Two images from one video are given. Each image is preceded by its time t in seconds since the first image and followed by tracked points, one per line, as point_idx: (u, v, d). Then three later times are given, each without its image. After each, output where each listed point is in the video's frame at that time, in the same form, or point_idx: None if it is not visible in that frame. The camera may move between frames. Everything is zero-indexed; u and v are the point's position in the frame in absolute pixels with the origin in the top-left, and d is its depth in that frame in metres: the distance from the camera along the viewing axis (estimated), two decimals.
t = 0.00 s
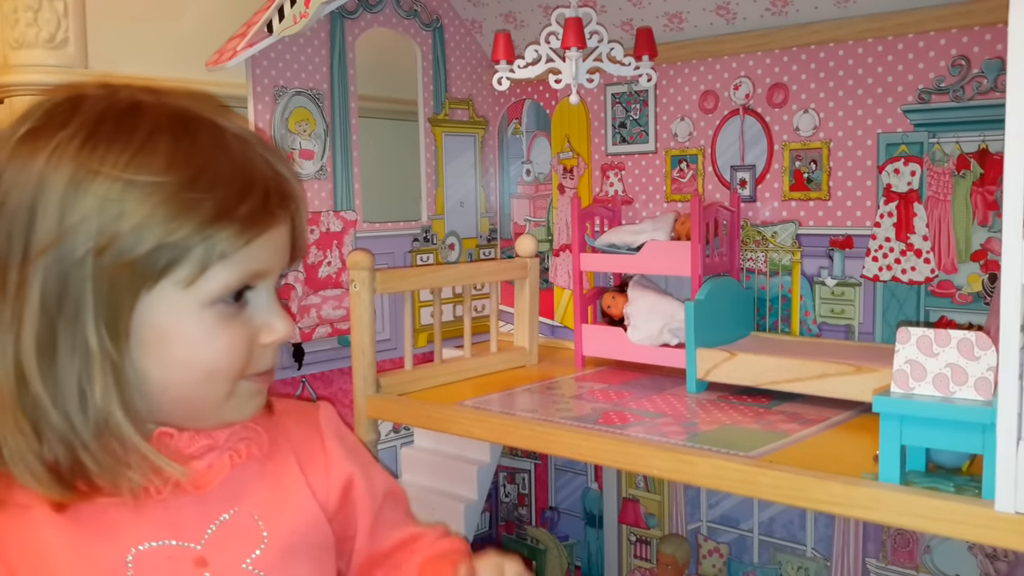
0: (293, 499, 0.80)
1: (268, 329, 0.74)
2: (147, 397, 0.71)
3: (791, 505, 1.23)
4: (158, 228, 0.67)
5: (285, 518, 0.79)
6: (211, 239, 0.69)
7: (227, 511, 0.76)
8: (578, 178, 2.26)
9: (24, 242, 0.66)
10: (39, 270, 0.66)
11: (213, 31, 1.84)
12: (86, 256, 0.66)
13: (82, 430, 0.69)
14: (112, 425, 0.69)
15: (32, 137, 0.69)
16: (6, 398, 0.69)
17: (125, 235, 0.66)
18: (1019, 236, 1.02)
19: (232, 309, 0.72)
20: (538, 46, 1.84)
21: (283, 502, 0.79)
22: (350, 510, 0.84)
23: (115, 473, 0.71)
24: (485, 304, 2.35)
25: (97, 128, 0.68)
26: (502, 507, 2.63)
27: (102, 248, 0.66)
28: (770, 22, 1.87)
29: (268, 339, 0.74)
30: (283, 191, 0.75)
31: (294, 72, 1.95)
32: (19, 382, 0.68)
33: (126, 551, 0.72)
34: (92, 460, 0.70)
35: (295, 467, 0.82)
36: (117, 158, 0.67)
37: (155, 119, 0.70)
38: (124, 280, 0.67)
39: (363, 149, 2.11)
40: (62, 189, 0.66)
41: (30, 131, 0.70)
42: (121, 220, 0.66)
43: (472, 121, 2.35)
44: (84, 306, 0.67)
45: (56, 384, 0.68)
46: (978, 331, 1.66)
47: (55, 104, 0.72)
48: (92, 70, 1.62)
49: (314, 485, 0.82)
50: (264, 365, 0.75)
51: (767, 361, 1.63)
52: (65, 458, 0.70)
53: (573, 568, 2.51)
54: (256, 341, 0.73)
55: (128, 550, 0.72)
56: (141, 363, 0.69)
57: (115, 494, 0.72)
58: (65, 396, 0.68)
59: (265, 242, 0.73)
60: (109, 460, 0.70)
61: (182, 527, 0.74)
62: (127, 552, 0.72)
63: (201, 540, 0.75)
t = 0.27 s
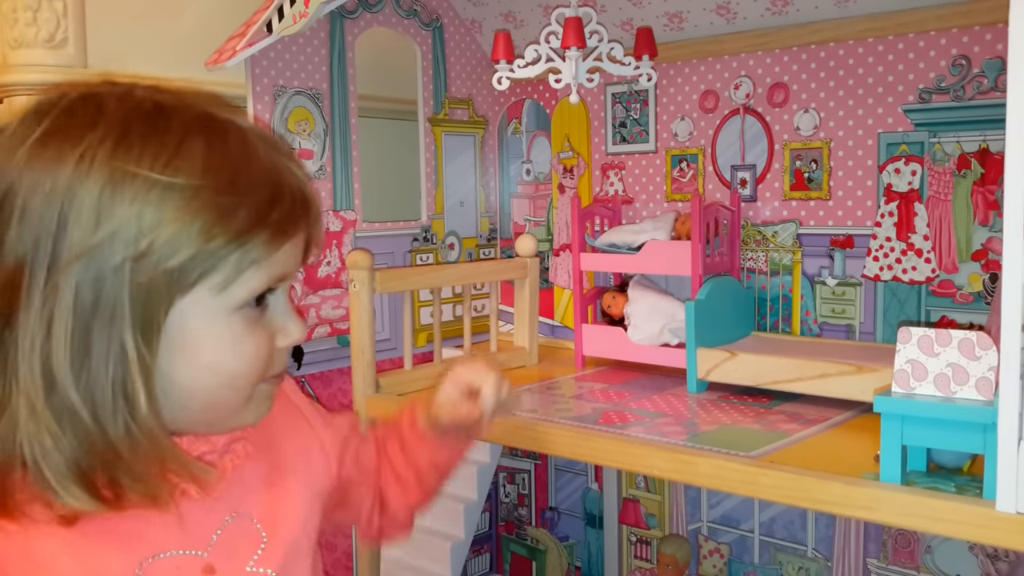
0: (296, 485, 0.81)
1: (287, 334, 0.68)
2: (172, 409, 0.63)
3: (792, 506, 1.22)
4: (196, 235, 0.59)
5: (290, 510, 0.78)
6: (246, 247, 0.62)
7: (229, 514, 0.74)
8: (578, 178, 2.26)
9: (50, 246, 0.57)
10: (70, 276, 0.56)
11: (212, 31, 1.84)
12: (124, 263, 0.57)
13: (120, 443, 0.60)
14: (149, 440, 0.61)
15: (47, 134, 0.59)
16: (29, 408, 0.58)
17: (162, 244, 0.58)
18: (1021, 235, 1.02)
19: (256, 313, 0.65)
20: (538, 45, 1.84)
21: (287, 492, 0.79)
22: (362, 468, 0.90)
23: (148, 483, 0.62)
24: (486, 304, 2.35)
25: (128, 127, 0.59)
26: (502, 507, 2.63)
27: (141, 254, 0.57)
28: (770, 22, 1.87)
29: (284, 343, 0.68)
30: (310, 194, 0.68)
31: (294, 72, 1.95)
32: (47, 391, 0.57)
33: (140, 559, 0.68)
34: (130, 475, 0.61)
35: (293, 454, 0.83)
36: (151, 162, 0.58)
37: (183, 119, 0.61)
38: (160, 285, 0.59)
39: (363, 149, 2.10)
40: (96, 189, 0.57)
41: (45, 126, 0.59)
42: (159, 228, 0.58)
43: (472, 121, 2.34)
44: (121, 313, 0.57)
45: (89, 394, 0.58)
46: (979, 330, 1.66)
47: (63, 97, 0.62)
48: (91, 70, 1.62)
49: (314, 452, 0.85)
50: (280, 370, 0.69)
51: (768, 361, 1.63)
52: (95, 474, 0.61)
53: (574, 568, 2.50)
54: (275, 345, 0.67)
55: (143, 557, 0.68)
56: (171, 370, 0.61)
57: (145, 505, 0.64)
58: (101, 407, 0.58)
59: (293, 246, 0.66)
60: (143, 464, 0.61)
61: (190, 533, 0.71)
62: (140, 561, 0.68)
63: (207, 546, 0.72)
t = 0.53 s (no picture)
0: (290, 482, 0.73)
1: (279, 326, 0.63)
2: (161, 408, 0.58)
3: (792, 506, 1.22)
4: (176, 219, 0.55)
5: (284, 512, 0.71)
6: (229, 231, 0.57)
7: (218, 522, 0.67)
8: (578, 177, 2.25)
9: (24, 237, 0.53)
10: (48, 267, 0.52)
11: (211, 29, 1.83)
12: (104, 251, 0.53)
13: (103, 439, 0.55)
14: (134, 437, 0.56)
15: (22, 125, 0.55)
16: (9, 405, 0.54)
17: (140, 230, 0.54)
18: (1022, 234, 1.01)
19: (246, 304, 0.61)
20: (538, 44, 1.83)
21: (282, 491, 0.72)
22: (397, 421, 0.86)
23: (137, 483, 0.58)
24: (485, 303, 2.35)
25: (104, 111, 0.55)
26: (502, 507, 2.63)
27: (119, 241, 0.53)
28: (771, 20, 1.86)
29: (279, 336, 0.63)
30: (295, 179, 0.63)
31: (293, 71, 1.94)
32: (27, 388, 0.53)
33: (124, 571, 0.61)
34: (114, 471, 0.57)
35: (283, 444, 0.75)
36: (128, 147, 0.54)
37: (160, 104, 0.57)
38: (142, 272, 0.54)
39: (362, 147, 2.10)
40: (71, 175, 0.53)
41: (22, 117, 0.55)
42: (137, 213, 0.54)
43: (472, 119, 2.34)
44: (102, 301, 0.53)
45: (72, 390, 0.54)
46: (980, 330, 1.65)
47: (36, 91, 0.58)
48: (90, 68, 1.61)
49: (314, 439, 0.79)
50: (275, 365, 0.64)
51: (768, 360, 1.62)
52: (81, 472, 0.56)
53: (574, 568, 2.50)
54: (269, 338, 0.62)
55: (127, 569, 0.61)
56: (154, 361, 0.57)
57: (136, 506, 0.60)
58: (85, 403, 0.54)
59: (279, 232, 0.62)
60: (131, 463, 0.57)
61: (177, 541, 0.64)
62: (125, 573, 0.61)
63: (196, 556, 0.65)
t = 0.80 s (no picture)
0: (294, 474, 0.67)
1: (286, 324, 0.58)
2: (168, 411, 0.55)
3: (793, 506, 1.22)
4: (178, 221, 0.51)
5: (289, 509, 0.65)
6: (233, 229, 0.53)
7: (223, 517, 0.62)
8: (578, 178, 2.26)
9: (21, 243, 0.49)
10: (49, 273, 0.49)
11: (212, 31, 1.84)
12: (104, 255, 0.50)
13: (107, 448, 0.52)
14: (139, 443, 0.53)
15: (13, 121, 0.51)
16: (13, 415, 0.51)
17: (142, 233, 0.50)
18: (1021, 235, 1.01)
19: (250, 303, 0.56)
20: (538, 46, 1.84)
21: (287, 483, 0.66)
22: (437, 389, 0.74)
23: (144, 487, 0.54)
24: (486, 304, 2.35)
25: (98, 109, 0.51)
26: (502, 507, 2.63)
27: (120, 246, 0.50)
28: (771, 21, 1.87)
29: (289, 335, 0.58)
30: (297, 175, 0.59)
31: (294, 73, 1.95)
32: (28, 397, 0.50)
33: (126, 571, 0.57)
34: (122, 475, 0.53)
35: (289, 433, 0.69)
36: (124, 145, 0.50)
37: (157, 99, 0.53)
38: (144, 276, 0.51)
39: (363, 149, 2.10)
40: (68, 176, 0.49)
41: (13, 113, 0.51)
42: (138, 216, 0.50)
43: (472, 121, 2.35)
44: (103, 308, 0.50)
45: (77, 396, 0.51)
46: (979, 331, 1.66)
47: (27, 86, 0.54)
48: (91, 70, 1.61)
49: (318, 431, 0.71)
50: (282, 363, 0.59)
51: (768, 361, 1.63)
52: (85, 479, 0.53)
53: (574, 568, 2.50)
54: (277, 337, 0.57)
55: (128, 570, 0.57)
56: (160, 365, 0.53)
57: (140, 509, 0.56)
58: (90, 410, 0.51)
59: (285, 229, 0.57)
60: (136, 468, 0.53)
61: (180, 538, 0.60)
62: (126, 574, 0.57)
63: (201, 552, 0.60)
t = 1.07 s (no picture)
0: (340, 480, 0.73)
1: (321, 314, 0.61)
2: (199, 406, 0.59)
3: (793, 506, 1.22)
4: (196, 222, 0.55)
5: (335, 516, 0.71)
6: (253, 225, 0.56)
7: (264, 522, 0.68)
8: (578, 177, 2.25)
9: (49, 253, 0.54)
10: (73, 282, 0.54)
11: (211, 30, 1.83)
12: (126, 259, 0.54)
13: (144, 449, 0.57)
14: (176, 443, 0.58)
15: (35, 137, 0.56)
16: (51, 428, 0.57)
17: (161, 235, 0.54)
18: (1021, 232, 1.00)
19: (282, 298, 0.59)
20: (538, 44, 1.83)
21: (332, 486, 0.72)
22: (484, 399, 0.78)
23: (185, 492, 0.60)
24: (485, 304, 2.35)
25: (112, 115, 0.56)
26: (501, 507, 2.64)
27: (141, 249, 0.54)
28: (771, 20, 1.86)
29: (320, 323, 0.61)
30: (317, 166, 0.62)
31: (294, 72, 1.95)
32: (67, 406, 0.56)
33: None
34: (159, 479, 0.59)
35: (338, 439, 0.74)
36: (137, 152, 0.54)
37: (169, 104, 0.57)
38: (168, 279, 0.55)
39: (363, 147, 2.10)
40: (88, 185, 0.54)
41: (32, 128, 0.56)
42: (155, 219, 0.54)
43: (472, 120, 2.34)
44: (129, 309, 0.54)
45: (109, 406, 0.56)
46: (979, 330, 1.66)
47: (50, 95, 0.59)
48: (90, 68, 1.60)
49: (365, 439, 0.75)
50: (320, 352, 0.63)
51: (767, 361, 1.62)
52: (127, 483, 0.58)
53: (574, 568, 2.50)
54: (309, 327, 0.61)
55: None
56: (194, 365, 0.57)
57: (183, 511, 0.62)
58: (123, 418, 0.56)
59: (309, 219, 0.60)
60: (176, 473, 0.59)
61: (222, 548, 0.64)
62: None
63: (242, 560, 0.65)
